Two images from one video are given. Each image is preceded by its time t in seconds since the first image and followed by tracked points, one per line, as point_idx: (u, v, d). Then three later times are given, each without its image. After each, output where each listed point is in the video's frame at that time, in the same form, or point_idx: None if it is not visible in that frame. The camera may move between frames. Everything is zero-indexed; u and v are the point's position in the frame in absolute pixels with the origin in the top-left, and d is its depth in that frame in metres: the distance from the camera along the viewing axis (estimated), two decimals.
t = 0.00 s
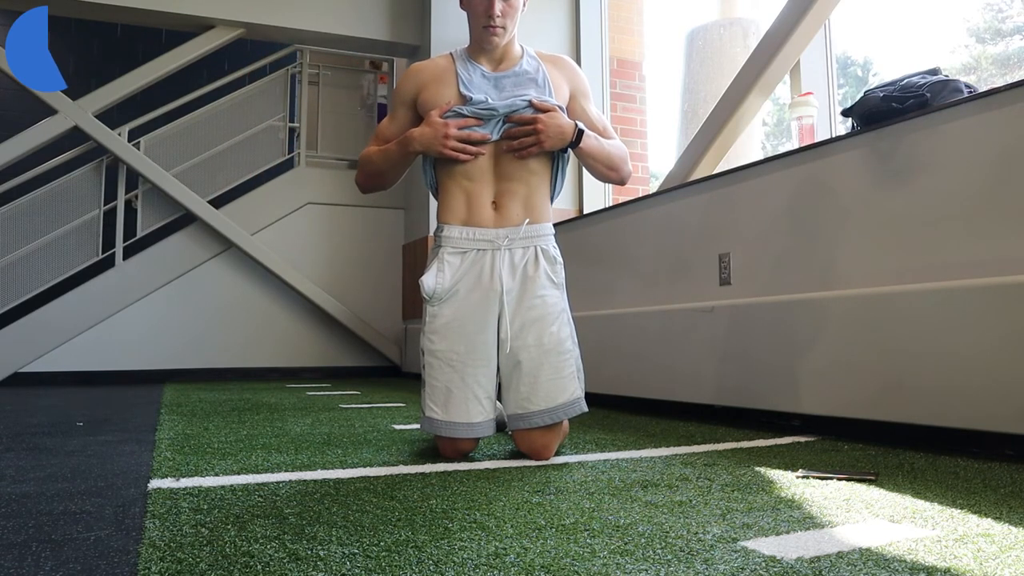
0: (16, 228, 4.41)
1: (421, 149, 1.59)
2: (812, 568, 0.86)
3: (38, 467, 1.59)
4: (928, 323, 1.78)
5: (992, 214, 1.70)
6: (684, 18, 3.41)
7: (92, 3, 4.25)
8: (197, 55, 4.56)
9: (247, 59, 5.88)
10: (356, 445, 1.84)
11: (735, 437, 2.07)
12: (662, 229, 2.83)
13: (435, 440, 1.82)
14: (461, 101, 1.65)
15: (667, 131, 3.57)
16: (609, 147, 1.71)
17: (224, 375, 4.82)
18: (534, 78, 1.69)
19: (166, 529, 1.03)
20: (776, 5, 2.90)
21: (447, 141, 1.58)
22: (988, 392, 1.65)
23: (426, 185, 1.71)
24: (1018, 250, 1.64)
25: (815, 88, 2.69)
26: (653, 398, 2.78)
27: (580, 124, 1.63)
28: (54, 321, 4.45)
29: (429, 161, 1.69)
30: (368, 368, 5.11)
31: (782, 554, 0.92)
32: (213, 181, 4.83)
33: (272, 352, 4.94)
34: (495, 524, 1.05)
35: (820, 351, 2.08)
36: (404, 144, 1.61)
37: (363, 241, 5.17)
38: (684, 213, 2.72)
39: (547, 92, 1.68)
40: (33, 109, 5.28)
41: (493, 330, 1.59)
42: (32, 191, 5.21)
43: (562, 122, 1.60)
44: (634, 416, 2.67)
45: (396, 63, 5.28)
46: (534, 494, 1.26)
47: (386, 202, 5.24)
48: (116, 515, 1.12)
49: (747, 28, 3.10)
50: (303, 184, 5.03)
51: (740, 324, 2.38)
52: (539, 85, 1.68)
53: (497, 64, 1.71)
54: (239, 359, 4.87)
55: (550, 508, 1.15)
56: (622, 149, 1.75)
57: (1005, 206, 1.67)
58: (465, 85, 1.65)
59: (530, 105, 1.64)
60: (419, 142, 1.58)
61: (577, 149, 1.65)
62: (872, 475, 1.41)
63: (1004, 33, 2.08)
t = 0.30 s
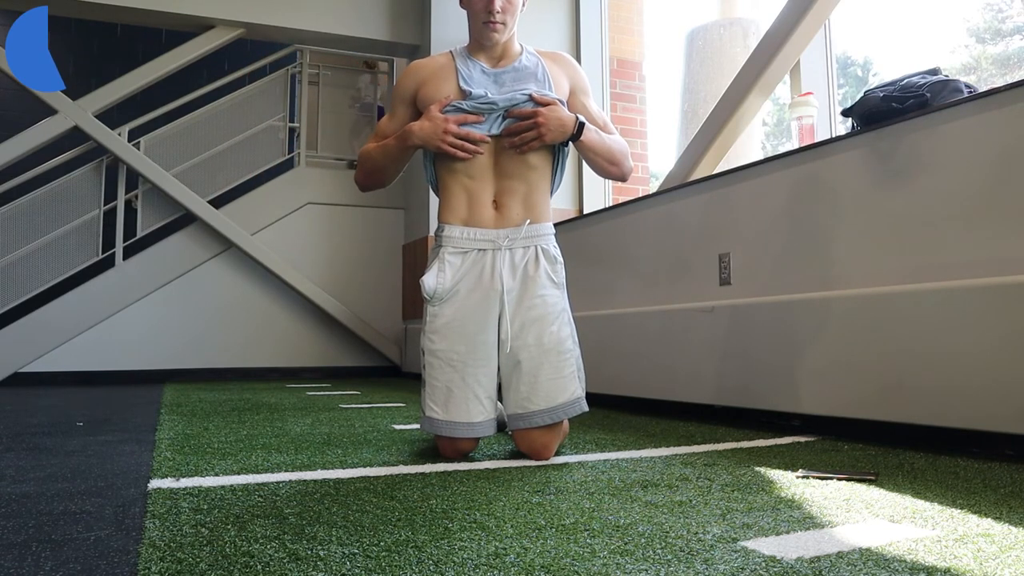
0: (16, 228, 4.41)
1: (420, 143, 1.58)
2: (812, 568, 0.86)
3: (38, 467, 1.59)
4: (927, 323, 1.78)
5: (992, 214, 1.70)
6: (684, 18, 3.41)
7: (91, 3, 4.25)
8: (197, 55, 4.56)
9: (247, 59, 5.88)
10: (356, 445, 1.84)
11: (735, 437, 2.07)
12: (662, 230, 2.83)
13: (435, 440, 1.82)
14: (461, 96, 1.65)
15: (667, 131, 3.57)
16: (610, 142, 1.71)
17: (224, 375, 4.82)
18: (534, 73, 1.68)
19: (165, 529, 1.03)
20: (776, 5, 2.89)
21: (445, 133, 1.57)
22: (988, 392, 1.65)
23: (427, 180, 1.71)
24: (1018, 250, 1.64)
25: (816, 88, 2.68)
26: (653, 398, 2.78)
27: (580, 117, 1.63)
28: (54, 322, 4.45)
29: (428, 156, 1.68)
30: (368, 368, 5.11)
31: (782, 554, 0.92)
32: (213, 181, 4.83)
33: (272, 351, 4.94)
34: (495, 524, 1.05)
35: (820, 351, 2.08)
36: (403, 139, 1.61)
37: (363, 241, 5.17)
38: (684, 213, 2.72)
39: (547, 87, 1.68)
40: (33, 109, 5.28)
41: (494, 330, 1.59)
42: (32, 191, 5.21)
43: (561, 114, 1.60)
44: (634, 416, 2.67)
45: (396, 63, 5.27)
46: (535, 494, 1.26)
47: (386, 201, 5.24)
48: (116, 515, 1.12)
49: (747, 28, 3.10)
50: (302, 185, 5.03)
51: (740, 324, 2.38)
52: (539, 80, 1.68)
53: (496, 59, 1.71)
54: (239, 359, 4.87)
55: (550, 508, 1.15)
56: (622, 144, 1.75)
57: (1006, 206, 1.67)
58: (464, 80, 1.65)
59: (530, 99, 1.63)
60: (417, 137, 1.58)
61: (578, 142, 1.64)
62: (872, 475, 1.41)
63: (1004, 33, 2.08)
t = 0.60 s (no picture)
0: (16, 228, 4.41)
1: (420, 134, 1.58)
2: (812, 568, 0.86)
3: (38, 467, 1.59)
4: (927, 323, 1.78)
5: (992, 214, 1.70)
6: (684, 18, 3.41)
7: (91, 3, 4.25)
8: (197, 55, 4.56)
9: (247, 59, 5.88)
10: (356, 445, 1.84)
11: (735, 437, 2.07)
12: (662, 230, 2.83)
13: (435, 440, 1.82)
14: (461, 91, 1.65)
15: (667, 130, 3.57)
16: (612, 136, 1.71)
17: (224, 375, 4.82)
18: (535, 70, 1.69)
19: (165, 529, 1.03)
20: (776, 5, 2.89)
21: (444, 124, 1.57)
22: (987, 392, 1.65)
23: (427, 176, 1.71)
24: (1018, 249, 1.64)
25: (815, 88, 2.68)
26: (653, 398, 2.78)
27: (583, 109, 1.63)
28: (54, 322, 4.45)
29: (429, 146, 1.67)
30: (368, 368, 5.11)
31: (782, 554, 0.92)
32: (213, 181, 4.83)
33: (272, 351, 4.94)
34: (495, 524, 1.05)
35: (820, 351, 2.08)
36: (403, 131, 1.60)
37: (363, 241, 5.17)
38: (684, 213, 2.72)
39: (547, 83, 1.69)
40: (33, 109, 5.28)
41: (493, 330, 1.59)
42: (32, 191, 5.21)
43: (562, 107, 1.59)
44: (634, 416, 2.66)
45: (396, 63, 5.28)
46: (534, 494, 1.26)
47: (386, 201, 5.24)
48: (116, 515, 1.12)
49: (747, 28, 3.10)
50: (302, 185, 5.03)
51: (740, 324, 2.38)
52: (539, 76, 1.69)
53: (497, 58, 1.71)
54: (239, 359, 4.87)
55: (550, 509, 1.15)
56: (624, 139, 1.75)
57: (1006, 206, 1.67)
58: (464, 77, 1.66)
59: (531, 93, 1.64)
60: (416, 129, 1.58)
61: (580, 134, 1.65)
62: (872, 475, 1.41)
63: (1004, 33, 2.08)
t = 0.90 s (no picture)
0: (16, 228, 4.41)
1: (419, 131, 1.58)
2: (812, 568, 0.86)
3: (38, 466, 1.60)
4: (927, 323, 1.78)
5: (992, 215, 1.70)
6: (683, 18, 3.41)
7: (91, 3, 4.25)
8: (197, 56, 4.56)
9: (247, 59, 5.88)
10: (356, 445, 1.84)
11: (735, 437, 2.07)
12: (662, 229, 2.83)
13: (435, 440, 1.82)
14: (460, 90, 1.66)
15: (667, 130, 3.57)
16: (613, 135, 1.72)
17: (225, 375, 4.82)
18: (535, 69, 1.69)
19: (166, 529, 1.03)
20: (776, 5, 2.89)
21: (443, 121, 1.57)
22: (987, 392, 1.65)
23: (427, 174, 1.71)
24: (1018, 249, 1.64)
25: (815, 88, 2.69)
26: (653, 398, 2.78)
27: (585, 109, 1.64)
28: (55, 322, 4.46)
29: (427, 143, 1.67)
30: (367, 368, 5.11)
31: (782, 554, 0.92)
32: (213, 181, 4.83)
33: (272, 351, 4.94)
34: (495, 524, 1.05)
35: (821, 351, 2.08)
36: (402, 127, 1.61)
37: (363, 241, 5.17)
38: (683, 213, 2.72)
39: (547, 83, 1.69)
40: (33, 109, 5.28)
41: (493, 329, 1.59)
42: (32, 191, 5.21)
43: (564, 107, 1.60)
44: (634, 416, 2.66)
45: (396, 63, 5.28)
46: (534, 494, 1.26)
47: (386, 201, 5.24)
48: (116, 515, 1.12)
49: (747, 28, 3.10)
50: (302, 184, 5.03)
51: (740, 324, 2.38)
52: (539, 76, 1.69)
53: (497, 57, 1.71)
54: (239, 359, 4.87)
55: (550, 508, 1.15)
56: (625, 138, 1.75)
57: (1005, 206, 1.67)
58: (463, 75, 1.67)
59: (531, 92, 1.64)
60: (416, 125, 1.58)
61: (582, 133, 1.65)
62: (872, 475, 1.41)
63: (1004, 33, 2.08)
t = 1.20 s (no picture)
0: (16, 228, 4.41)
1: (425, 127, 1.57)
2: (812, 568, 0.86)
3: (38, 467, 1.60)
4: (926, 323, 1.78)
5: (992, 215, 1.70)
6: (683, 18, 3.41)
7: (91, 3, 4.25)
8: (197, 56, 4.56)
9: (247, 59, 5.88)
10: (356, 445, 1.84)
11: (735, 437, 2.07)
12: (662, 229, 2.83)
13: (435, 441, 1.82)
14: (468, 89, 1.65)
15: (667, 130, 3.58)
16: (617, 138, 1.72)
17: (224, 375, 4.82)
18: (542, 69, 1.69)
19: (165, 529, 1.03)
20: (776, 5, 2.89)
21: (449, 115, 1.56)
22: (987, 392, 1.65)
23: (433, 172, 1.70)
24: (1017, 250, 1.64)
25: (815, 87, 2.68)
26: (653, 398, 2.78)
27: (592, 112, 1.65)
28: (55, 322, 4.46)
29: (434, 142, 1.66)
30: (368, 368, 5.11)
31: (782, 554, 0.92)
32: (213, 181, 4.83)
33: (272, 351, 4.94)
34: (495, 524, 1.05)
35: (821, 351, 2.08)
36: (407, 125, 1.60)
37: (363, 241, 5.18)
38: (683, 213, 2.72)
39: (553, 83, 1.69)
40: (33, 109, 5.28)
41: (503, 330, 1.59)
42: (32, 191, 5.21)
43: (574, 109, 1.61)
44: (635, 416, 2.66)
45: (396, 63, 5.28)
46: (534, 494, 1.26)
47: (386, 201, 5.24)
48: (115, 515, 1.12)
49: (747, 28, 3.10)
50: (302, 184, 5.03)
51: (740, 324, 2.38)
52: (546, 76, 1.69)
53: (503, 57, 1.71)
54: (239, 359, 4.87)
55: (550, 508, 1.15)
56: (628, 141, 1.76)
57: (1005, 206, 1.67)
58: (471, 73, 1.67)
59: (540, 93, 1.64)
60: (421, 122, 1.58)
61: (590, 134, 1.66)
62: (872, 475, 1.41)
63: (1004, 33, 2.08)
